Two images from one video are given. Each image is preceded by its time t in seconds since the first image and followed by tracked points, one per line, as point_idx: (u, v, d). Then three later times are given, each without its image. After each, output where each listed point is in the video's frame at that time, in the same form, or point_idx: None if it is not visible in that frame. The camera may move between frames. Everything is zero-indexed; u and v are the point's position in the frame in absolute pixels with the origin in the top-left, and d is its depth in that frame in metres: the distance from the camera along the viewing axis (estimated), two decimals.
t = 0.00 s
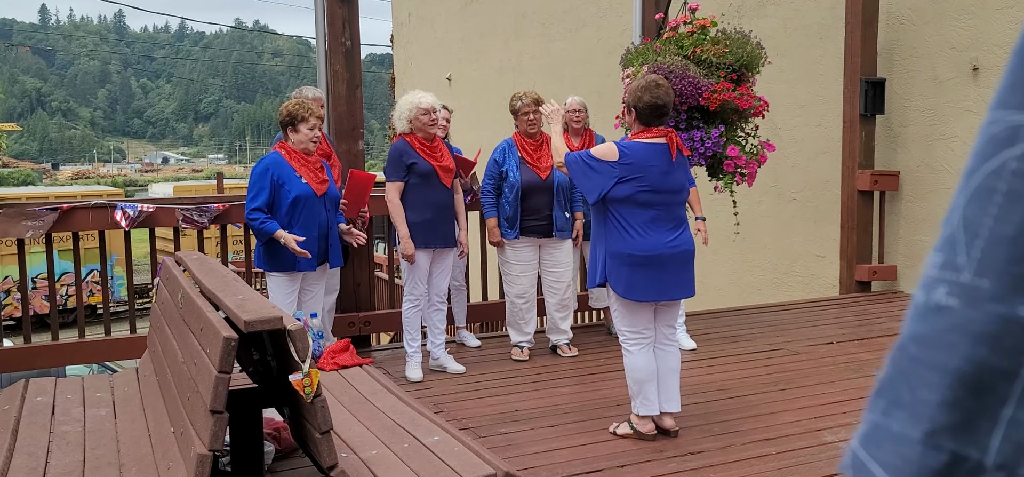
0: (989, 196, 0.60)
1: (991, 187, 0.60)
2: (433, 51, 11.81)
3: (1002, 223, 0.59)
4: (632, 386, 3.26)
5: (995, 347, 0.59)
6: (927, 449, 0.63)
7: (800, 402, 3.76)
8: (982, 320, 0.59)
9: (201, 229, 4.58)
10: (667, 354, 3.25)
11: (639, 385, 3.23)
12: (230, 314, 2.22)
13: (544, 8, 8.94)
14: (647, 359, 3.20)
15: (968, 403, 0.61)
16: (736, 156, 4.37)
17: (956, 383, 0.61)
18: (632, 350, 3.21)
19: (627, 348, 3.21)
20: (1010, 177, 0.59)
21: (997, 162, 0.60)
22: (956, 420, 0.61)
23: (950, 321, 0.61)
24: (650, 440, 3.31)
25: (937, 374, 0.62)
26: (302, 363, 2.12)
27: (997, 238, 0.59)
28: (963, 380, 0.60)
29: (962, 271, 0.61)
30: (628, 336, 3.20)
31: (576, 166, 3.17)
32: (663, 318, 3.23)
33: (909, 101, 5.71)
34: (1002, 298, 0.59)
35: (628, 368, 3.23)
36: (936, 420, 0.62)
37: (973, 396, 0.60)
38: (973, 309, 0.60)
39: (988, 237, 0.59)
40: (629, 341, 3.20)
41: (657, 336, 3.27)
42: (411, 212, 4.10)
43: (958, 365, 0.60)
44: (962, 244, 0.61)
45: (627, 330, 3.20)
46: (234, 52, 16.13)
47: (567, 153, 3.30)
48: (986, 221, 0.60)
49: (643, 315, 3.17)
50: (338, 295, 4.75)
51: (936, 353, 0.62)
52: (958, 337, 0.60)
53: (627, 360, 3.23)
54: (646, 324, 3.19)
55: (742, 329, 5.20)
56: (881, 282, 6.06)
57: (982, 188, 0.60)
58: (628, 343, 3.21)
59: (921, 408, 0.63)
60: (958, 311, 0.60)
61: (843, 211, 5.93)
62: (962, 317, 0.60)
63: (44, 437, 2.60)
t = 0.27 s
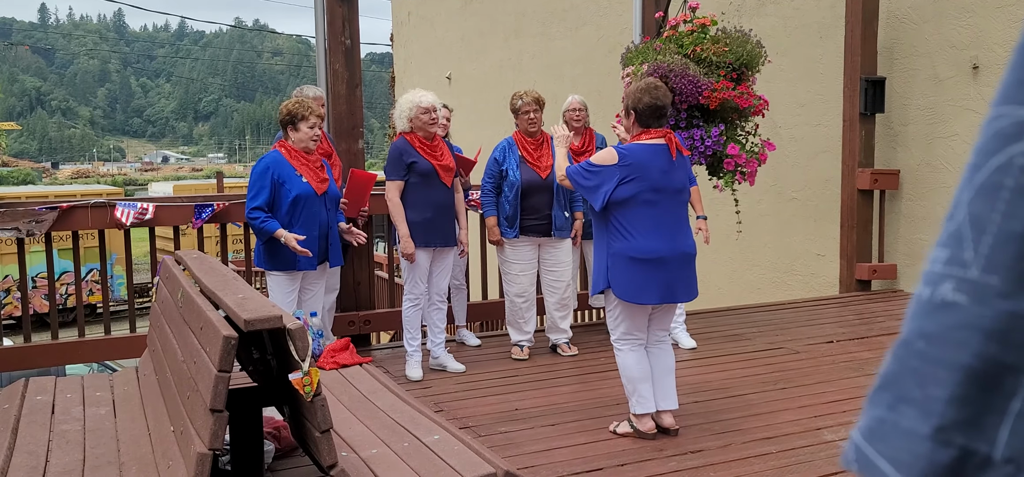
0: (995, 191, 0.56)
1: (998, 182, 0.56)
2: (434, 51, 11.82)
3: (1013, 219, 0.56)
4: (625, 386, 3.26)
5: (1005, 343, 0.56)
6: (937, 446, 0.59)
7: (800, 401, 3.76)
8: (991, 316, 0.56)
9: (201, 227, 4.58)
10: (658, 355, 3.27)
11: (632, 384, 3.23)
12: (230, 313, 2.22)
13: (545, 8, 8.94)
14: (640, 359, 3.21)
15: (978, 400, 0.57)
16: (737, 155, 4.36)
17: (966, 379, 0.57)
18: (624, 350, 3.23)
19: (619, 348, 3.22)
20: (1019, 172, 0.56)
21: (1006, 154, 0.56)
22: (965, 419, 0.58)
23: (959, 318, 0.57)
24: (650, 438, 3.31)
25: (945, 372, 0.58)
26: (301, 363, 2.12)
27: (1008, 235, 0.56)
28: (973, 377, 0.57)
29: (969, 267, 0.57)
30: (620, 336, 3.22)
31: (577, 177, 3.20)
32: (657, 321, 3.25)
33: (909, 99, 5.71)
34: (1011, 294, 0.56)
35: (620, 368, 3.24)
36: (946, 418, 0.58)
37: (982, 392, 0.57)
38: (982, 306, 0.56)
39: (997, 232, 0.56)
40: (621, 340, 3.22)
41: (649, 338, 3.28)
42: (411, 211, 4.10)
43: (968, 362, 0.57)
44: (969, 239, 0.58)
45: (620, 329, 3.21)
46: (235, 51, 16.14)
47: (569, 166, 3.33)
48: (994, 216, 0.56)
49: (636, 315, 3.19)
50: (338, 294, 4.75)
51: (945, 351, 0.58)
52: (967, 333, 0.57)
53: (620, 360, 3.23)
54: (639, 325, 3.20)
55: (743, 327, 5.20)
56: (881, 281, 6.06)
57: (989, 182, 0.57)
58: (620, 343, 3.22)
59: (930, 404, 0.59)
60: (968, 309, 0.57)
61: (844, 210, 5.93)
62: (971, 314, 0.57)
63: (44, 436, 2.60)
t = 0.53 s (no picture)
0: (990, 192, 0.57)
1: (993, 183, 0.57)
2: (434, 50, 11.81)
3: (1006, 219, 0.56)
4: (629, 384, 3.26)
5: (998, 344, 0.57)
6: (928, 445, 0.60)
7: (800, 401, 3.76)
8: (983, 317, 0.57)
9: (201, 226, 4.58)
10: (664, 352, 3.26)
11: (637, 383, 3.23)
12: (229, 313, 2.22)
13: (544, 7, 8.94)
14: (645, 357, 3.21)
15: (969, 400, 0.59)
16: (736, 154, 4.36)
17: (958, 380, 0.58)
18: (629, 348, 3.22)
19: (624, 346, 3.22)
20: (1012, 174, 0.56)
21: (1001, 156, 0.57)
22: (957, 418, 0.59)
23: (952, 318, 0.58)
24: (650, 438, 3.31)
25: (937, 373, 0.59)
26: (301, 363, 2.12)
27: (1000, 236, 0.56)
28: (964, 377, 0.58)
29: (962, 268, 0.58)
30: (625, 334, 3.21)
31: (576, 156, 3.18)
32: (661, 316, 3.24)
33: (909, 98, 5.71)
34: (1004, 296, 0.56)
35: (625, 366, 3.23)
36: (937, 417, 0.60)
37: (975, 392, 0.58)
38: (975, 307, 0.57)
39: (989, 233, 0.57)
40: (626, 339, 3.21)
41: (654, 334, 3.28)
42: (411, 211, 4.10)
43: (961, 363, 0.58)
44: (962, 241, 0.58)
45: (624, 327, 3.20)
46: (234, 52, 16.14)
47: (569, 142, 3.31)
48: (987, 218, 0.57)
49: (640, 313, 3.18)
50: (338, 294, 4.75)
51: (936, 352, 0.59)
52: (960, 334, 0.58)
53: (625, 358, 3.23)
54: (643, 322, 3.20)
55: (743, 327, 5.20)
56: (881, 280, 6.06)
57: (984, 183, 0.57)
58: (625, 341, 3.22)
59: (922, 404, 0.60)
60: (960, 310, 0.58)
61: (843, 209, 5.93)
62: (962, 315, 0.58)
63: (44, 436, 2.60)
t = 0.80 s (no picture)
0: (985, 184, 0.59)
1: (987, 176, 0.59)
2: (433, 49, 11.80)
3: (1001, 211, 0.58)
4: (623, 384, 3.26)
5: (995, 337, 0.58)
6: (926, 439, 0.61)
7: (800, 399, 3.76)
8: (980, 309, 0.58)
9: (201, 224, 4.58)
10: (657, 353, 3.27)
11: (632, 382, 3.23)
12: (229, 312, 2.21)
13: (544, 5, 8.93)
14: (640, 358, 3.21)
15: (966, 392, 0.60)
16: (736, 152, 4.35)
17: (954, 373, 0.60)
18: (623, 347, 3.23)
19: (619, 346, 3.22)
20: (1007, 166, 0.58)
21: (996, 150, 0.59)
22: (954, 411, 0.60)
23: (948, 310, 0.60)
24: (650, 436, 3.30)
25: (935, 365, 0.61)
26: (300, 361, 2.12)
27: (996, 227, 0.58)
28: (961, 369, 0.59)
29: (959, 261, 0.60)
30: (620, 334, 3.21)
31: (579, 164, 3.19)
32: (656, 318, 3.24)
33: (908, 96, 5.71)
34: (999, 287, 0.58)
35: (620, 366, 3.24)
36: (935, 409, 0.61)
37: (972, 385, 0.59)
38: (972, 299, 0.59)
39: (985, 225, 0.59)
40: (621, 338, 3.21)
41: (648, 335, 3.28)
42: (410, 209, 4.09)
43: (958, 355, 0.59)
44: (959, 234, 0.60)
45: (620, 327, 3.20)
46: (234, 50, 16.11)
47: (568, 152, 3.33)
48: (983, 210, 0.59)
49: (636, 313, 3.18)
50: (337, 293, 4.75)
51: (934, 344, 0.60)
52: (956, 326, 0.59)
53: (619, 357, 3.23)
54: (638, 323, 3.20)
55: (743, 325, 5.20)
56: (881, 278, 6.06)
57: (980, 177, 0.60)
58: (619, 340, 3.22)
59: (920, 398, 0.61)
60: (956, 301, 0.59)
61: (843, 208, 5.93)
62: (959, 306, 0.59)
63: (43, 435, 2.60)
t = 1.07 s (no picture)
0: (984, 186, 0.59)
1: (987, 177, 0.59)
2: (433, 48, 11.79)
3: (1000, 212, 0.58)
4: (629, 382, 3.26)
5: (994, 338, 0.58)
6: (925, 440, 0.61)
7: (800, 398, 3.76)
8: (979, 310, 0.58)
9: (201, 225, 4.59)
10: (663, 350, 3.26)
11: (637, 380, 3.23)
12: (228, 312, 2.21)
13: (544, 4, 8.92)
14: (644, 355, 3.21)
15: (965, 392, 0.60)
16: (735, 151, 4.35)
17: (953, 374, 0.60)
18: (629, 346, 3.21)
19: (624, 344, 3.21)
20: (1006, 167, 0.58)
21: (995, 151, 0.59)
22: (952, 412, 0.60)
23: (947, 310, 0.60)
24: (650, 435, 3.30)
25: (934, 365, 0.61)
26: (299, 361, 2.12)
27: (995, 228, 0.58)
28: (960, 369, 0.59)
29: (958, 262, 0.60)
30: (624, 332, 3.21)
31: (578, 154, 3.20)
32: (660, 313, 3.24)
33: (908, 95, 5.71)
34: (998, 288, 0.58)
35: (624, 364, 3.23)
36: (935, 409, 0.61)
37: (971, 386, 0.59)
38: (971, 300, 0.59)
39: (984, 225, 0.59)
40: (626, 336, 3.21)
41: (654, 332, 3.27)
42: (410, 208, 4.09)
43: (957, 355, 0.59)
44: (959, 235, 0.60)
45: (624, 325, 3.20)
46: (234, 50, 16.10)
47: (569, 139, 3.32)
48: (983, 211, 0.59)
49: (639, 310, 3.17)
50: (337, 293, 4.75)
51: (933, 345, 0.61)
52: (954, 327, 0.59)
53: (625, 356, 3.22)
54: (642, 320, 3.19)
55: (743, 324, 5.20)
56: (880, 277, 6.06)
57: (979, 178, 0.60)
58: (625, 339, 3.21)
59: (919, 398, 0.62)
60: (954, 303, 0.60)
61: (843, 207, 5.93)
62: (958, 307, 0.59)
63: (43, 436, 2.60)
